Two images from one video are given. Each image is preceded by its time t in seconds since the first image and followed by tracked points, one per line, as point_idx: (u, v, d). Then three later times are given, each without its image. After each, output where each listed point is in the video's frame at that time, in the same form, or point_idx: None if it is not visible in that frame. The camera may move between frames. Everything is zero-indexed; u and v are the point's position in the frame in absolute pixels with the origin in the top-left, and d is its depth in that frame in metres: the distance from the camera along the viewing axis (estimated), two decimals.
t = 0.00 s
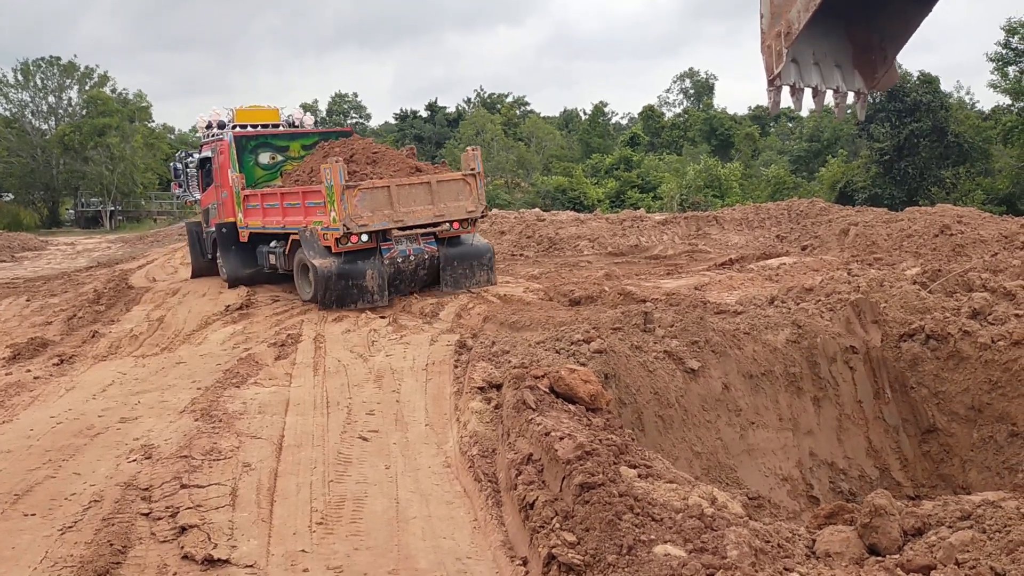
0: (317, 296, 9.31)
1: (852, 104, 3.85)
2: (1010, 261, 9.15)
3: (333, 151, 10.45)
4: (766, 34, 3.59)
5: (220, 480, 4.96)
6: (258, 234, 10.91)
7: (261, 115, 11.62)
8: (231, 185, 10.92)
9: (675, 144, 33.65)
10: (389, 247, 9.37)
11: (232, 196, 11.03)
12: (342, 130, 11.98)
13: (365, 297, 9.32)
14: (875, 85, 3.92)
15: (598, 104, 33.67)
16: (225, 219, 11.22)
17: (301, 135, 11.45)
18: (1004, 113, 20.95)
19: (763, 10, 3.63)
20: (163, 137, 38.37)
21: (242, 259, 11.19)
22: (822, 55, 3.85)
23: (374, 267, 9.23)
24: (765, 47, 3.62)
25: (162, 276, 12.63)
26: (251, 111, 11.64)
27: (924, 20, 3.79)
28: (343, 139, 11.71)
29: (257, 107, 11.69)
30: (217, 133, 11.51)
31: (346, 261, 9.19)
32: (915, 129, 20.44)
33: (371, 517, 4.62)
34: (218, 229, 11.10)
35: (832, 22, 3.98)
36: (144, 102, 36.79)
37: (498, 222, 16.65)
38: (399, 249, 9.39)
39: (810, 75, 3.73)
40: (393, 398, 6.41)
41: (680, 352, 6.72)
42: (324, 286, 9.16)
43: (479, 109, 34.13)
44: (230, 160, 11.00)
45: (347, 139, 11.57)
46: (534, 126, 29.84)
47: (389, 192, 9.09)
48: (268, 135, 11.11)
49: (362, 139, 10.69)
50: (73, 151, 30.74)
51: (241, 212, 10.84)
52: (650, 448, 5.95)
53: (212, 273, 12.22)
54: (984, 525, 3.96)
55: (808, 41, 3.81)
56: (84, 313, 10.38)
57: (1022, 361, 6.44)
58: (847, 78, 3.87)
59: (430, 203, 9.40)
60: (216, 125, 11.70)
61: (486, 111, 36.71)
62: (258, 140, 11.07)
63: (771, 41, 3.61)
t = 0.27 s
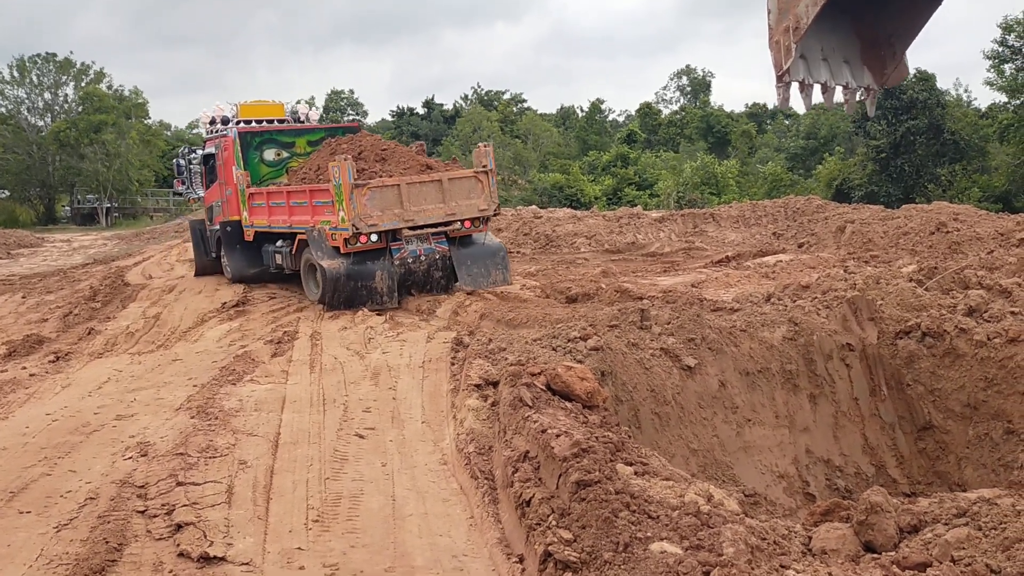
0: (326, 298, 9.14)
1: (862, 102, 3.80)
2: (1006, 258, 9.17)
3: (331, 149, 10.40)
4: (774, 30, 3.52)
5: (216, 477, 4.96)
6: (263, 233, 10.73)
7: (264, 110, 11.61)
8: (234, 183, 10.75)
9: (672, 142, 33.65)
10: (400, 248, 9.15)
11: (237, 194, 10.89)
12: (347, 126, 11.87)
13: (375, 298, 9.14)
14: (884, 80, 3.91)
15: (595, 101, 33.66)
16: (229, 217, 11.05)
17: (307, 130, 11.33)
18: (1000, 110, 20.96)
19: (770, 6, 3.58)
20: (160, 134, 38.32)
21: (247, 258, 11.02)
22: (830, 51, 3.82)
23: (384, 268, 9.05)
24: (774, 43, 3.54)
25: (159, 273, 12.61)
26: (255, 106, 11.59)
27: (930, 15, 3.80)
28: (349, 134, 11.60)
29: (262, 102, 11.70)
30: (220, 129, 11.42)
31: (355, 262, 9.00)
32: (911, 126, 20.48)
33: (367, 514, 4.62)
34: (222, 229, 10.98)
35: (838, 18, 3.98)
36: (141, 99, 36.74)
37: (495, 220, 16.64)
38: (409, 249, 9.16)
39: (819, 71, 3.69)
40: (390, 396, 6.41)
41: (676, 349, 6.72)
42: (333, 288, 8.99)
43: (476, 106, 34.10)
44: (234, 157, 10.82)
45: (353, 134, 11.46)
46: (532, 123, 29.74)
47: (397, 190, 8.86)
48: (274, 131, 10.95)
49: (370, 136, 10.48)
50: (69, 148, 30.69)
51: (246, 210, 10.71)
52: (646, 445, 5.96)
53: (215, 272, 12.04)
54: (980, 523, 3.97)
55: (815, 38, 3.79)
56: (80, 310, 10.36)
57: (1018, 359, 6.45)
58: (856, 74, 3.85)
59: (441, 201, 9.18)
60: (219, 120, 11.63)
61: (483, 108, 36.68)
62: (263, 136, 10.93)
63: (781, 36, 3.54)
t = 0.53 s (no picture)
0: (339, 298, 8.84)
1: (880, 79, 3.78)
2: (1002, 256, 9.20)
3: (329, 147, 10.34)
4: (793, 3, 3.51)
5: (213, 474, 4.95)
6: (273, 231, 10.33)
7: (272, 105, 11.41)
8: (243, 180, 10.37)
9: (669, 139, 33.67)
10: (415, 248, 8.79)
11: (245, 191, 10.46)
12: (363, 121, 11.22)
13: (390, 299, 8.82)
14: (903, 56, 3.85)
15: (593, 98, 33.63)
16: (237, 214, 10.71)
17: (318, 126, 10.79)
18: (997, 108, 20.98)
19: None
20: (156, 130, 38.22)
21: (255, 256, 10.64)
22: (847, 27, 3.83)
23: (398, 269, 8.70)
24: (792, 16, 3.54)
25: (155, 270, 12.58)
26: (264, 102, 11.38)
27: None
28: (362, 131, 11.07)
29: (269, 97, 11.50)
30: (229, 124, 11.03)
31: (370, 262, 8.65)
32: (908, 124, 20.52)
33: (364, 511, 4.62)
34: (230, 226, 10.64)
35: None
36: (137, 95, 36.63)
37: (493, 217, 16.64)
38: (425, 251, 8.80)
39: (836, 46, 3.72)
40: (387, 393, 6.40)
41: (673, 346, 6.72)
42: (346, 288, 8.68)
43: (473, 103, 34.08)
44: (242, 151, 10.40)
45: (366, 131, 10.92)
46: (528, 120, 29.75)
47: (415, 189, 8.44)
48: (283, 126, 10.43)
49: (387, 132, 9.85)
50: (65, 145, 30.61)
51: (253, 207, 10.32)
52: (643, 442, 5.97)
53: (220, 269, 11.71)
54: (976, 520, 3.99)
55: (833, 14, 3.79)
56: (76, 307, 10.33)
57: (1014, 356, 6.47)
58: (875, 50, 3.84)
59: (460, 202, 8.73)
60: (227, 115, 11.58)
61: (481, 105, 36.64)
62: (273, 132, 10.41)
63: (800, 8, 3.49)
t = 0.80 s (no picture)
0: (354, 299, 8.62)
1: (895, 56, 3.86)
2: (998, 254, 9.23)
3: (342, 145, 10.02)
4: None
5: (209, 472, 4.95)
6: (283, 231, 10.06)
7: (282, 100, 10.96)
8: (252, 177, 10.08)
9: (666, 137, 33.66)
10: (434, 252, 8.48)
11: (253, 188, 10.17)
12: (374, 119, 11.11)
13: (407, 302, 8.57)
14: (919, 35, 3.92)
15: (590, 96, 33.61)
16: (245, 213, 10.37)
17: (329, 122, 10.64)
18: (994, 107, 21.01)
19: None
20: (153, 128, 38.15)
21: (263, 256, 10.33)
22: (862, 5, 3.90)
23: (416, 273, 8.44)
24: None
25: (151, 268, 12.56)
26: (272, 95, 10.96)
27: None
28: (374, 128, 10.82)
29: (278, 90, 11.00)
30: (236, 118, 10.74)
31: (388, 265, 8.38)
32: (905, 122, 20.56)
33: (361, 509, 4.62)
34: (238, 224, 10.33)
35: None
36: (133, 92, 36.56)
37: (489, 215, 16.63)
38: (443, 255, 8.50)
39: (853, 23, 3.79)
40: (383, 391, 6.40)
41: (670, 345, 6.73)
42: (362, 290, 8.45)
43: (470, 101, 34.05)
44: (253, 148, 10.13)
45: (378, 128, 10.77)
46: (525, 118, 29.74)
47: (435, 190, 8.12)
48: (294, 121, 10.25)
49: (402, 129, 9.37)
50: (61, 142, 30.54)
51: (263, 206, 10.05)
52: (640, 440, 5.98)
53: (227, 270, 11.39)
54: (972, 518, 4.00)
55: None
56: (72, 305, 10.31)
57: (1010, 354, 6.51)
58: (890, 28, 3.91)
59: (480, 204, 8.44)
60: (233, 109, 10.93)
61: (477, 103, 36.61)
62: (283, 127, 10.22)
63: None
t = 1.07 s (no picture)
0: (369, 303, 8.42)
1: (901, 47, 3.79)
2: (992, 253, 9.27)
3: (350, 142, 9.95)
4: None
5: (205, 471, 4.95)
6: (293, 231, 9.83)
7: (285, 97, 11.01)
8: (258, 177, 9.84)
9: (662, 136, 33.67)
10: (449, 252, 8.35)
11: (259, 188, 9.93)
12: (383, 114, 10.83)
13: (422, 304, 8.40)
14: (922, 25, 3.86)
15: (585, 95, 33.61)
16: (250, 213, 10.11)
17: (336, 119, 10.36)
18: (988, 106, 21.09)
19: None
20: (148, 127, 38.06)
21: (270, 257, 10.14)
22: None
23: (432, 273, 8.30)
24: None
25: (146, 267, 12.54)
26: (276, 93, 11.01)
27: None
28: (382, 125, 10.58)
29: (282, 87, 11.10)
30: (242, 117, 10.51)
31: (403, 267, 8.22)
32: (900, 121, 20.62)
33: (356, 508, 4.62)
34: (244, 224, 10.12)
35: None
36: (128, 91, 36.46)
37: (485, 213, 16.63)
38: (458, 255, 8.37)
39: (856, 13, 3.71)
40: (379, 390, 6.40)
41: (666, 344, 6.74)
42: (378, 294, 8.25)
43: (466, 100, 34.03)
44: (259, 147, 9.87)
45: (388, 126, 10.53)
46: (521, 117, 29.76)
47: (451, 189, 8.03)
48: (300, 119, 9.96)
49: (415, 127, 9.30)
50: (56, 141, 30.46)
51: (270, 206, 9.80)
52: (635, 439, 5.99)
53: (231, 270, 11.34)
54: (966, 515, 4.02)
55: None
56: (67, 304, 10.29)
57: (1004, 353, 6.56)
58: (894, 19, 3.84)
59: (496, 202, 8.34)
60: (236, 108, 11.18)
61: (473, 102, 36.60)
62: (289, 125, 9.92)
63: None
